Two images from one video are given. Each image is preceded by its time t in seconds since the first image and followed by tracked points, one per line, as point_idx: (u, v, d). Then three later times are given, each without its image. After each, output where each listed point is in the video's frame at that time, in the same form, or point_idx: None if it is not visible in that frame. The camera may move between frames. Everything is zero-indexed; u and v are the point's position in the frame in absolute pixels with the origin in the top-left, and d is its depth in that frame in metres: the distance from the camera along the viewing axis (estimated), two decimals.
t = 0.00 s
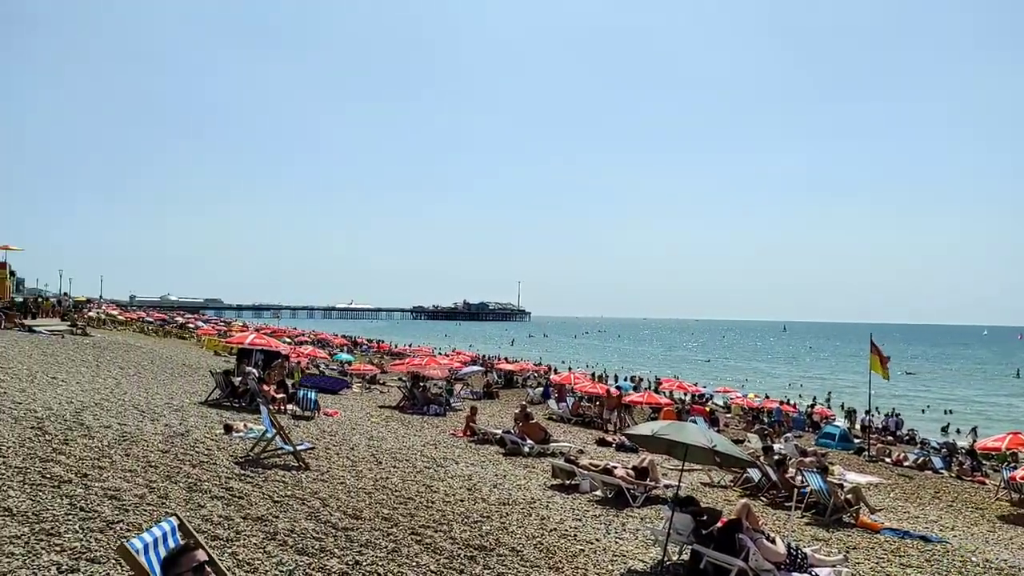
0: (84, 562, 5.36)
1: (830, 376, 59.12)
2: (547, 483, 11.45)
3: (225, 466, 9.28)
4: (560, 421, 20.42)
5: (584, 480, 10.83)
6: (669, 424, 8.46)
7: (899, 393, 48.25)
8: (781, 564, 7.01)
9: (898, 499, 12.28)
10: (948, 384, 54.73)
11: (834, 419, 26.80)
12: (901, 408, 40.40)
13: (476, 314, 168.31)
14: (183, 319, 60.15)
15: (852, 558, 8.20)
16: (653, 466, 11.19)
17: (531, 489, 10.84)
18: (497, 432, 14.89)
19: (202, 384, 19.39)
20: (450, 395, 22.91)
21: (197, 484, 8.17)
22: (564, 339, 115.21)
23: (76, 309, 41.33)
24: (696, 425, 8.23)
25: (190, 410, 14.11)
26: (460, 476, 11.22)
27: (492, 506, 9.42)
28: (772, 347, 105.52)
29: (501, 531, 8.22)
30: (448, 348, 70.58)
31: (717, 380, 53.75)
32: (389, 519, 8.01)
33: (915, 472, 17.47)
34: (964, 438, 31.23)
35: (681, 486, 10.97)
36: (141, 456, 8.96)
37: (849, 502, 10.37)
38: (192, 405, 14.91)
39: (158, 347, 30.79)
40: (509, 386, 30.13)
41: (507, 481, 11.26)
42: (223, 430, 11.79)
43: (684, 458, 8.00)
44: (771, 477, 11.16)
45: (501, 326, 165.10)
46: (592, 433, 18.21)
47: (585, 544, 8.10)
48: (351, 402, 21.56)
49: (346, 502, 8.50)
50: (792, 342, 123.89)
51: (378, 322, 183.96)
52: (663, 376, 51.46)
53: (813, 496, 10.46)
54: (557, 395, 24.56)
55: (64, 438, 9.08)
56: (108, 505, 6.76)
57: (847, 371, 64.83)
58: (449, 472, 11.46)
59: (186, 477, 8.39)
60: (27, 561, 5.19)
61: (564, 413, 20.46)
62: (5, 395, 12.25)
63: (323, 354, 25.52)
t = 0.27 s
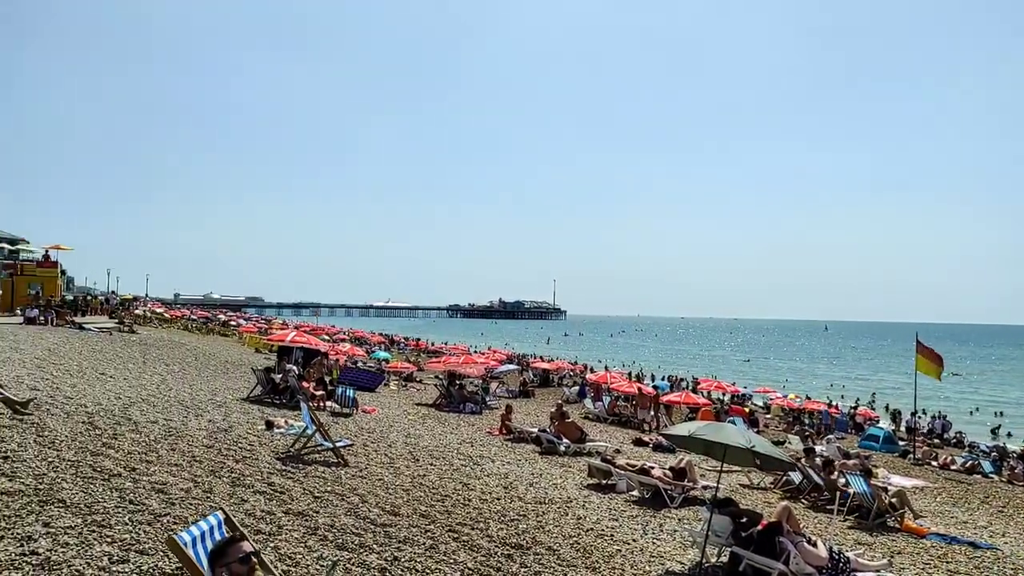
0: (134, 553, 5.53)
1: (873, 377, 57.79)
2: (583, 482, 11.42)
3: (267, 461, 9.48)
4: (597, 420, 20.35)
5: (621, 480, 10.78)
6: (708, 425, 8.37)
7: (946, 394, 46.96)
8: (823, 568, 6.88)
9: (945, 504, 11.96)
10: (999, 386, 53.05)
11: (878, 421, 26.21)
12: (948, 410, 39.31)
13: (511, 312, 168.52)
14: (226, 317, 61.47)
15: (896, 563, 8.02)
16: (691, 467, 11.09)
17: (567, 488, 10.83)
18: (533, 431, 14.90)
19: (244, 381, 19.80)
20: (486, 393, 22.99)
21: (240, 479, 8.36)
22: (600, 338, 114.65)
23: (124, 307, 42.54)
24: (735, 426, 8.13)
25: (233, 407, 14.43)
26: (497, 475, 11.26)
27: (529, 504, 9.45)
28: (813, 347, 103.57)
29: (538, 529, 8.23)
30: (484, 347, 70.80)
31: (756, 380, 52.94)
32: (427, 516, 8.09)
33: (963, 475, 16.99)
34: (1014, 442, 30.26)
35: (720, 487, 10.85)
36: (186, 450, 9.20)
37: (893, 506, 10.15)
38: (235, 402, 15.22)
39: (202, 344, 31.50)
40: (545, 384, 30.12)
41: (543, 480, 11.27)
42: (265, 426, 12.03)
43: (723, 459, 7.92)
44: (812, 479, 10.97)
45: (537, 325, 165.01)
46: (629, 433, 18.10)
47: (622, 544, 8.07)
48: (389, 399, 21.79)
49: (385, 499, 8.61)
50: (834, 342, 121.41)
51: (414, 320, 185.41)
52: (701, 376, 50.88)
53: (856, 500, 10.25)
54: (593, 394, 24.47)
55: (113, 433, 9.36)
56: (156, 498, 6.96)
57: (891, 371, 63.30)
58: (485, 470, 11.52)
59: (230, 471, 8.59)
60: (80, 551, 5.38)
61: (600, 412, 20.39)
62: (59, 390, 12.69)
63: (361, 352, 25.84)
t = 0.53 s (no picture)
0: (175, 549, 5.65)
1: (910, 382, 56.59)
2: (615, 486, 11.36)
3: (301, 460, 9.61)
4: (627, 423, 20.25)
5: (653, 484, 10.71)
6: (742, 429, 8.28)
7: (987, 400, 45.76)
8: None
9: (986, 512, 11.67)
10: None
11: (916, 426, 25.66)
12: (989, 417, 38.32)
13: (540, 313, 168.47)
14: (259, 318, 62.38)
15: (937, 572, 7.84)
16: (724, 471, 10.99)
17: (598, 491, 10.80)
18: (564, 433, 14.88)
19: (278, 381, 20.09)
20: (516, 394, 23.00)
21: (276, 477, 8.49)
22: (630, 340, 113.94)
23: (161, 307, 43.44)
24: (771, 431, 8.03)
25: (267, 406, 14.64)
26: (528, 476, 11.27)
27: (559, 507, 9.43)
28: (848, 351, 101.73)
29: (570, 532, 8.22)
30: (514, 348, 70.85)
31: (789, 384, 52.20)
32: (459, 517, 8.13)
33: (1005, 484, 16.56)
34: None
35: (754, 492, 10.73)
36: (223, 449, 9.36)
37: (933, 514, 9.94)
38: (269, 401, 15.45)
39: (236, 344, 32.02)
40: (575, 386, 30.04)
41: (574, 483, 11.25)
42: (298, 425, 12.19)
43: (758, 464, 7.83)
44: (849, 485, 10.80)
45: (566, 326, 164.66)
46: (660, 436, 17.97)
47: (654, 548, 8.01)
48: (420, 400, 21.93)
49: (417, 499, 8.67)
50: (869, 345, 119.24)
51: (444, 321, 186.18)
52: (732, 379, 50.31)
53: (894, 507, 10.06)
54: (623, 396, 24.34)
55: (152, 431, 9.56)
56: (195, 495, 7.10)
57: (930, 377, 61.93)
58: (516, 472, 11.53)
59: (266, 470, 8.73)
60: (123, 547, 5.50)
61: (630, 415, 20.28)
62: (100, 388, 13.00)
63: (392, 353, 26.04)
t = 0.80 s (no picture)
0: (217, 546, 5.77)
1: (948, 383, 55.31)
2: (647, 487, 11.29)
3: (336, 459, 9.72)
4: (657, 424, 20.12)
5: (686, 486, 10.62)
6: (778, 432, 8.18)
7: None
8: None
9: None
10: None
11: (954, 429, 25.10)
12: None
13: (568, 313, 168.12)
14: (291, 318, 63.25)
15: None
16: (758, 474, 10.86)
17: (630, 493, 10.74)
18: (594, 434, 14.84)
19: (310, 380, 20.35)
20: (545, 394, 22.98)
21: (311, 476, 8.60)
22: (658, 340, 113.13)
23: (196, 308, 44.30)
24: (807, 433, 7.93)
25: (301, 405, 14.84)
26: (559, 477, 11.25)
27: (592, 508, 9.41)
28: (882, 351, 99.80)
29: (603, 533, 8.20)
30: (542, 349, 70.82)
31: (822, 385, 51.39)
32: (491, 517, 8.15)
33: None
34: None
35: (789, 495, 10.59)
36: (259, 447, 9.51)
37: (974, 519, 9.73)
38: (303, 401, 15.64)
39: (269, 343, 32.49)
40: (604, 387, 29.93)
41: (606, 484, 11.21)
42: (331, 424, 12.33)
43: (794, 466, 7.73)
44: (887, 489, 10.61)
45: (594, 326, 164.03)
46: (691, 437, 17.83)
47: (688, 551, 7.95)
48: (449, 400, 22.03)
49: (450, 499, 8.71)
50: (905, 345, 116.84)
51: (472, 321, 186.65)
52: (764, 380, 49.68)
53: (934, 511, 9.85)
54: (653, 397, 24.19)
55: (191, 429, 9.75)
56: (234, 493, 7.22)
57: (969, 378, 60.48)
58: (547, 472, 11.52)
59: (301, 468, 8.84)
60: (166, 543, 5.63)
61: (661, 415, 20.15)
62: (140, 387, 13.28)
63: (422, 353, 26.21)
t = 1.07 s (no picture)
0: (269, 543, 5.89)
1: (1005, 387, 53.39)
2: (692, 490, 11.14)
3: (381, 459, 9.83)
4: (701, 426, 19.86)
5: (732, 489, 10.46)
6: (830, 435, 8.00)
7: None
8: None
9: None
10: None
11: (1012, 434, 24.22)
12: None
13: (609, 313, 167.19)
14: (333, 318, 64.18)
15: None
16: (807, 478, 10.64)
17: (675, 496, 10.61)
18: (637, 436, 14.72)
19: (354, 380, 20.61)
20: (586, 396, 22.87)
21: (358, 475, 8.71)
22: (700, 341, 111.70)
23: (242, 308, 45.25)
24: (860, 437, 7.74)
25: (345, 405, 15.03)
26: (603, 479, 11.18)
27: (637, 511, 9.34)
28: (934, 353, 96.83)
29: (649, 537, 8.12)
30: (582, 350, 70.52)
31: (871, 388, 50.08)
32: (536, 518, 8.15)
33: None
34: None
35: (840, 500, 10.34)
36: (307, 446, 9.67)
37: None
38: (347, 401, 15.85)
39: (313, 344, 33.00)
40: (645, 388, 29.67)
41: (650, 487, 11.10)
42: (376, 424, 12.47)
43: (847, 470, 7.55)
44: (943, 496, 10.29)
45: (634, 327, 162.72)
46: (736, 440, 17.55)
47: (736, 555, 7.83)
48: (490, 400, 22.09)
49: (495, 500, 8.73)
50: (958, 347, 113.17)
51: (512, 321, 186.90)
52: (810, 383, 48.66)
53: (994, 519, 9.52)
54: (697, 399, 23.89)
55: (241, 428, 9.97)
56: (283, 491, 7.36)
57: None
58: (590, 474, 11.46)
59: (348, 468, 8.96)
60: (222, 540, 5.77)
61: (704, 418, 19.89)
62: (192, 387, 13.62)
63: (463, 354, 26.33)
